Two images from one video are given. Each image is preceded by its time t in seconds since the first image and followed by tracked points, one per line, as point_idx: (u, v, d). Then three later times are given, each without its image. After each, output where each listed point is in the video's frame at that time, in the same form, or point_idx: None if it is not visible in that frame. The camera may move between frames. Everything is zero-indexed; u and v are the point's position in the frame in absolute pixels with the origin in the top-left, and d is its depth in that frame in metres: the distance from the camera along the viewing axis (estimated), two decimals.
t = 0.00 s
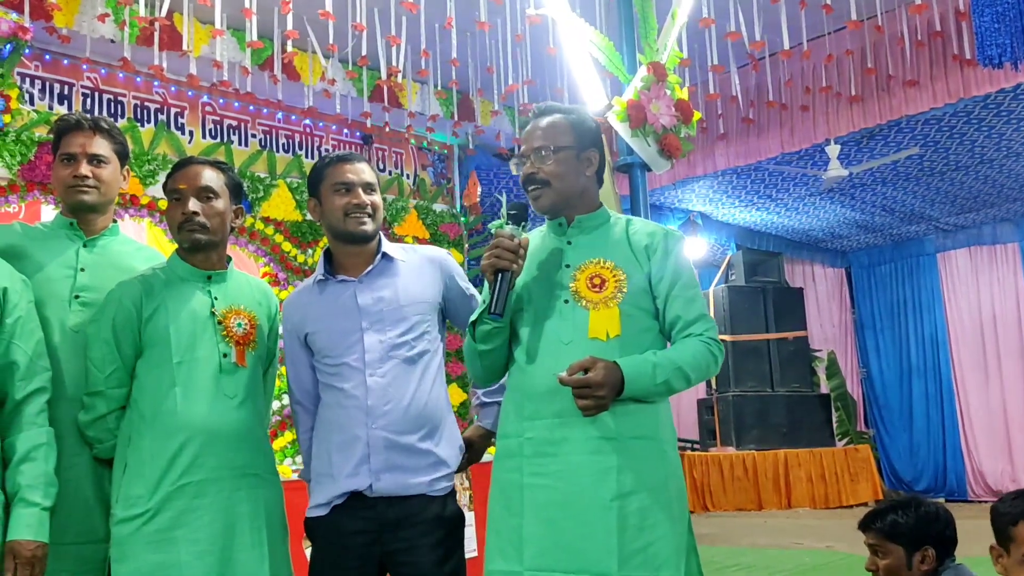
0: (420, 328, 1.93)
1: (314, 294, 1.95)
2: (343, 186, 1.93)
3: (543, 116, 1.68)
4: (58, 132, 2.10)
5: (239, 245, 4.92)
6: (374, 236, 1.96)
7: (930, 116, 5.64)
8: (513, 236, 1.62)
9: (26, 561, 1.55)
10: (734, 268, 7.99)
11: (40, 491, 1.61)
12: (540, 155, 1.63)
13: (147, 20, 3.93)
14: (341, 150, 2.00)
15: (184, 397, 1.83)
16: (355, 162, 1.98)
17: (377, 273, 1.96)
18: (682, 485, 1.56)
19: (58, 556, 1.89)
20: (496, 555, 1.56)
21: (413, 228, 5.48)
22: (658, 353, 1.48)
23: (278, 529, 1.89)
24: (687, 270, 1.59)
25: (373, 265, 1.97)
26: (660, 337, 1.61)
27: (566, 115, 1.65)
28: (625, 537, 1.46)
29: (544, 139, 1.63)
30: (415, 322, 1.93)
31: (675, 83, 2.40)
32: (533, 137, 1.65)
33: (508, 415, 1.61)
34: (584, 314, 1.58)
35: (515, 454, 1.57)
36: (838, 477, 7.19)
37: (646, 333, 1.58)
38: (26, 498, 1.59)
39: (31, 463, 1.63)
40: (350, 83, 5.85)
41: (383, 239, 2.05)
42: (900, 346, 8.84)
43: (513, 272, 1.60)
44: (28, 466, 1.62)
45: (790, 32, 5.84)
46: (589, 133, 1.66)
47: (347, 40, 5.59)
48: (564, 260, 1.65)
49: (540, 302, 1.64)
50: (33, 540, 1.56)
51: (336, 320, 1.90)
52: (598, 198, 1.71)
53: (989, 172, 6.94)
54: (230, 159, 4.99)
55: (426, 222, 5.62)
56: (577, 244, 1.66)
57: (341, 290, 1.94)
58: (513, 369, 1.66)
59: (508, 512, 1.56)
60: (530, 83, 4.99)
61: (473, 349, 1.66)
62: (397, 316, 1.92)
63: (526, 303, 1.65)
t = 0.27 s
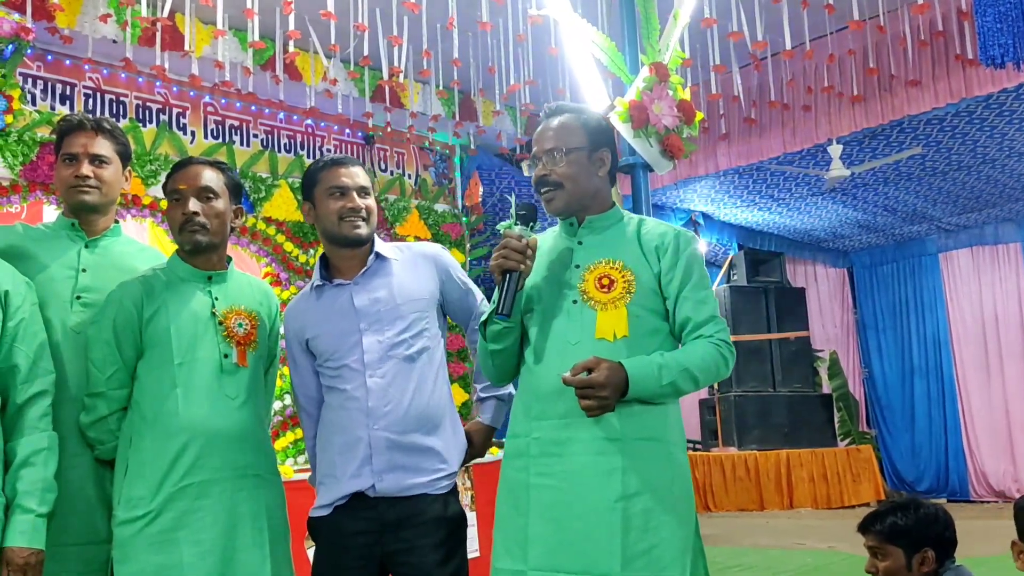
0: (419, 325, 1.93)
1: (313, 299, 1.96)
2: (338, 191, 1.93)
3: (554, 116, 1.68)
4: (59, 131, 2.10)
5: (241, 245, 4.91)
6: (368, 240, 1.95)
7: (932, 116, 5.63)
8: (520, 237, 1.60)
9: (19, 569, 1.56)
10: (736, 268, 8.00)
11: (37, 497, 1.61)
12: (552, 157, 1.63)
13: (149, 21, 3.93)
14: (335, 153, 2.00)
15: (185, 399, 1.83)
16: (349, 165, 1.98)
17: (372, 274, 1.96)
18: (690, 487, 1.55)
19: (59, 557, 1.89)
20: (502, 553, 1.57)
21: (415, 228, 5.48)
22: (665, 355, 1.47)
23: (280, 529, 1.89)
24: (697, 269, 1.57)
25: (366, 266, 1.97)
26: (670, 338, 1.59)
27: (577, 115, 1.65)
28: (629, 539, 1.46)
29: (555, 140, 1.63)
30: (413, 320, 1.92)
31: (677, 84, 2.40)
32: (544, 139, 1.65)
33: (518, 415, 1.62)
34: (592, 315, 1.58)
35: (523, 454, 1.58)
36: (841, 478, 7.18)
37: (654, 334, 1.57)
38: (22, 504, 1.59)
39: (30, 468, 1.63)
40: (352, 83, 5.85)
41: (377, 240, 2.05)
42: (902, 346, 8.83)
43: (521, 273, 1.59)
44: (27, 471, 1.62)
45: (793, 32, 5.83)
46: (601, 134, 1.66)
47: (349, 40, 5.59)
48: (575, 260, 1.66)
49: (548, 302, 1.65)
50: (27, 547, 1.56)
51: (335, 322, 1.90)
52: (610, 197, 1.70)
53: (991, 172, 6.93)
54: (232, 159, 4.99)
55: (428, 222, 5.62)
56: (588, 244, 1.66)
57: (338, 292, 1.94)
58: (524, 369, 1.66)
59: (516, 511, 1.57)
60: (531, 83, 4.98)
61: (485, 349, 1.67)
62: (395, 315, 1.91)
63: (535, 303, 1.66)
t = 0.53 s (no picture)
0: (417, 325, 1.93)
1: (312, 300, 1.96)
2: (330, 196, 1.92)
3: (565, 114, 1.66)
4: (62, 131, 2.10)
5: (243, 245, 4.92)
6: (362, 243, 1.95)
7: (933, 116, 5.63)
8: (530, 237, 1.62)
9: (21, 570, 1.55)
10: (738, 268, 8.01)
11: (39, 499, 1.62)
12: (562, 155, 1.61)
13: (150, 21, 3.93)
14: (326, 158, 2.00)
15: (187, 400, 1.83)
16: (340, 170, 1.98)
17: (369, 274, 1.96)
18: (698, 489, 1.55)
19: (61, 558, 1.89)
20: (511, 552, 1.58)
21: (417, 227, 5.50)
22: (674, 356, 1.48)
23: (283, 530, 1.89)
24: (708, 270, 1.56)
25: (361, 266, 1.97)
26: (680, 339, 1.60)
27: (588, 114, 1.64)
28: (634, 541, 1.46)
29: (566, 139, 1.61)
30: (411, 320, 1.93)
31: (678, 85, 2.42)
32: (555, 137, 1.63)
33: (527, 415, 1.63)
34: (601, 317, 1.58)
35: (531, 454, 1.59)
36: (842, 478, 7.18)
37: (665, 334, 1.57)
38: (23, 506, 1.59)
39: (32, 470, 1.63)
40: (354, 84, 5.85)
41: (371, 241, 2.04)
42: (903, 345, 8.83)
43: (530, 273, 1.61)
44: (28, 473, 1.62)
45: (794, 32, 5.83)
46: (614, 132, 1.64)
47: (351, 41, 5.59)
48: (585, 260, 1.65)
49: (558, 302, 1.65)
50: (29, 549, 1.56)
51: (332, 324, 1.90)
52: (621, 198, 1.69)
53: (993, 171, 6.92)
54: (234, 160, 4.99)
55: (430, 223, 5.62)
56: (598, 244, 1.66)
57: (335, 294, 1.94)
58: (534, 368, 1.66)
59: (523, 511, 1.57)
60: (533, 83, 4.98)
61: (496, 350, 1.68)
62: (392, 315, 1.91)
63: (545, 303, 1.67)
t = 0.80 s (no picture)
0: (414, 325, 1.93)
1: (309, 301, 1.96)
2: (325, 197, 1.92)
3: (578, 113, 1.69)
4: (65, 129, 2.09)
5: (244, 245, 4.91)
6: (358, 244, 1.95)
7: (935, 116, 5.62)
8: (540, 236, 1.66)
9: (18, 570, 1.55)
10: (740, 268, 8.01)
11: (37, 498, 1.61)
12: (577, 151, 1.64)
13: (152, 22, 3.93)
14: (321, 161, 2.00)
15: (189, 399, 1.83)
16: (334, 171, 1.98)
17: (366, 275, 1.96)
18: (709, 490, 1.55)
19: (62, 558, 1.88)
20: (521, 552, 1.58)
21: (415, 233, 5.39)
22: (684, 356, 1.47)
23: (285, 530, 1.89)
24: (720, 269, 1.56)
25: (358, 267, 1.97)
26: (692, 339, 1.59)
27: (601, 111, 1.66)
28: (642, 541, 1.46)
29: (581, 135, 1.64)
30: (408, 320, 1.93)
31: (680, 85, 2.43)
32: (569, 134, 1.66)
33: (538, 415, 1.63)
34: (611, 316, 1.58)
35: (541, 454, 1.59)
36: (844, 478, 7.18)
37: (676, 334, 1.57)
38: (22, 506, 1.59)
39: (31, 470, 1.63)
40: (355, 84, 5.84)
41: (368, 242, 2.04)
42: (905, 346, 8.82)
43: (540, 272, 1.64)
44: (27, 473, 1.62)
45: (796, 32, 5.82)
46: (627, 130, 1.66)
47: (353, 41, 5.59)
48: (596, 259, 1.65)
49: (569, 301, 1.65)
50: (27, 549, 1.56)
51: (329, 324, 1.90)
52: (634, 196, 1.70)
53: (995, 171, 6.91)
54: (236, 160, 4.98)
55: (431, 223, 5.62)
56: (610, 243, 1.66)
57: (332, 294, 1.94)
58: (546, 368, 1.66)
59: (533, 511, 1.57)
60: (534, 83, 4.98)
61: (508, 349, 1.70)
62: (389, 315, 1.91)
63: (558, 300, 1.67)
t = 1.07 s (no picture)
0: (411, 329, 1.93)
1: (306, 301, 1.96)
2: (324, 198, 1.93)
3: (587, 113, 1.69)
4: (71, 128, 2.08)
5: (245, 245, 4.91)
6: (356, 245, 1.95)
7: (937, 116, 5.62)
8: (549, 236, 1.68)
9: (17, 570, 1.56)
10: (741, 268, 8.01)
11: (36, 499, 1.61)
12: (587, 152, 1.64)
13: (154, 22, 3.93)
14: (321, 160, 2.00)
15: (191, 400, 1.83)
16: (334, 172, 1.98)
17: (364, 277, 1.96)
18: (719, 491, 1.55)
19: (63, 558, 1.89)
20: (529, 551, 1.58)
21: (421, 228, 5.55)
22: (692, 355, 1.47)
23: (286, 531, 1.89)
24: (730, 270, 1.55)
25: (355, 268, 1.97)
26: (701, 340, 1.59)
27: (610, 111, 1.67)
28: (651, 542, 1.46)
29: (591, 136, 1.64)
30: (405, 323, 1.93)
31: (682, 85, 2.41)
32: (578, 134, 1.67)
33: (546, 416, 1.63)
34: (620, 316, 1.58)
35: (550, 454, 1.59)
36: (845, 478, 7.19)
37: (685, 334, 1.57)
38: (21, 506, 1.59)
39: (30, 470, 1.63)
40: (356, 85, 5.83)
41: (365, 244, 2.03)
42: (906, 346, 8.82)
43: (549, 272, 1.66)
44: (27, 473, 1.62)
45: (797, 32, 5.82)
46: (637, 130, 1.66)
47: (354, 42, 5.59)
48: (606, 259, 1.66)
49: (579, 301, 1.65)
50: (25, 549, 1.56)
51: (326, 325, 1.90)
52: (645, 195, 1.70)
53: (997, 171, 6.91)
54: (237, 160, 4.97)
55: (432, 223, 5.62)
56: (620, 243, 1.66)
57: (330, 295, 1.94)
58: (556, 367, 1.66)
59: (541, 511, 1.57)
60: (536, 83, 4.98)
61: (519, 349, 1.71)
62: (386, 318, 1.92)
63: (570, 299, 1.67)
